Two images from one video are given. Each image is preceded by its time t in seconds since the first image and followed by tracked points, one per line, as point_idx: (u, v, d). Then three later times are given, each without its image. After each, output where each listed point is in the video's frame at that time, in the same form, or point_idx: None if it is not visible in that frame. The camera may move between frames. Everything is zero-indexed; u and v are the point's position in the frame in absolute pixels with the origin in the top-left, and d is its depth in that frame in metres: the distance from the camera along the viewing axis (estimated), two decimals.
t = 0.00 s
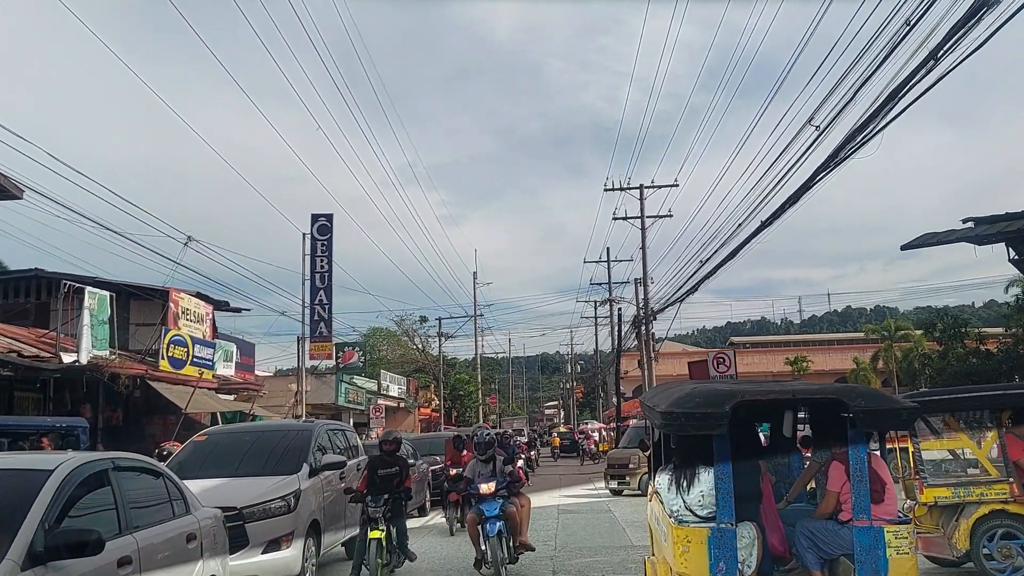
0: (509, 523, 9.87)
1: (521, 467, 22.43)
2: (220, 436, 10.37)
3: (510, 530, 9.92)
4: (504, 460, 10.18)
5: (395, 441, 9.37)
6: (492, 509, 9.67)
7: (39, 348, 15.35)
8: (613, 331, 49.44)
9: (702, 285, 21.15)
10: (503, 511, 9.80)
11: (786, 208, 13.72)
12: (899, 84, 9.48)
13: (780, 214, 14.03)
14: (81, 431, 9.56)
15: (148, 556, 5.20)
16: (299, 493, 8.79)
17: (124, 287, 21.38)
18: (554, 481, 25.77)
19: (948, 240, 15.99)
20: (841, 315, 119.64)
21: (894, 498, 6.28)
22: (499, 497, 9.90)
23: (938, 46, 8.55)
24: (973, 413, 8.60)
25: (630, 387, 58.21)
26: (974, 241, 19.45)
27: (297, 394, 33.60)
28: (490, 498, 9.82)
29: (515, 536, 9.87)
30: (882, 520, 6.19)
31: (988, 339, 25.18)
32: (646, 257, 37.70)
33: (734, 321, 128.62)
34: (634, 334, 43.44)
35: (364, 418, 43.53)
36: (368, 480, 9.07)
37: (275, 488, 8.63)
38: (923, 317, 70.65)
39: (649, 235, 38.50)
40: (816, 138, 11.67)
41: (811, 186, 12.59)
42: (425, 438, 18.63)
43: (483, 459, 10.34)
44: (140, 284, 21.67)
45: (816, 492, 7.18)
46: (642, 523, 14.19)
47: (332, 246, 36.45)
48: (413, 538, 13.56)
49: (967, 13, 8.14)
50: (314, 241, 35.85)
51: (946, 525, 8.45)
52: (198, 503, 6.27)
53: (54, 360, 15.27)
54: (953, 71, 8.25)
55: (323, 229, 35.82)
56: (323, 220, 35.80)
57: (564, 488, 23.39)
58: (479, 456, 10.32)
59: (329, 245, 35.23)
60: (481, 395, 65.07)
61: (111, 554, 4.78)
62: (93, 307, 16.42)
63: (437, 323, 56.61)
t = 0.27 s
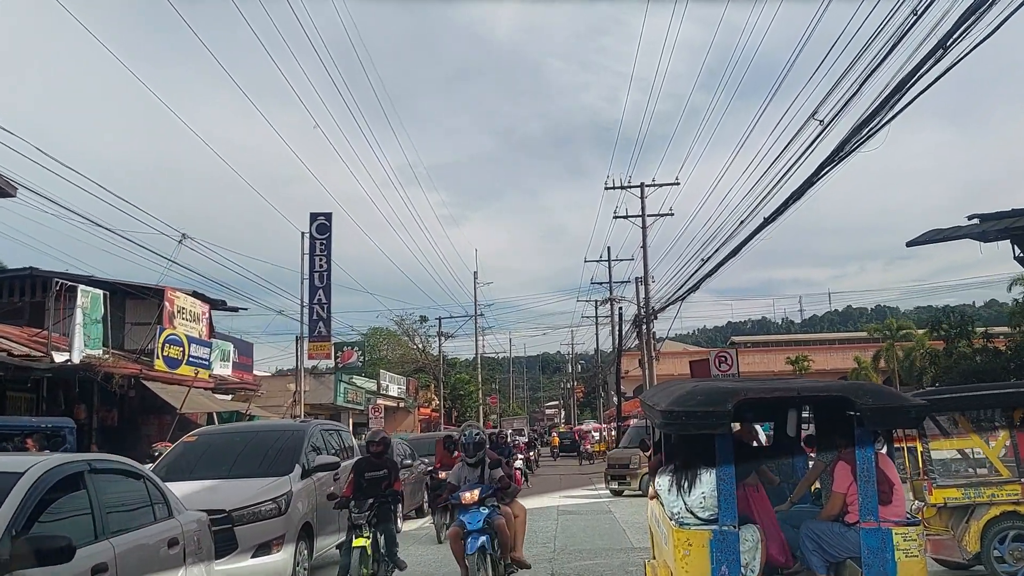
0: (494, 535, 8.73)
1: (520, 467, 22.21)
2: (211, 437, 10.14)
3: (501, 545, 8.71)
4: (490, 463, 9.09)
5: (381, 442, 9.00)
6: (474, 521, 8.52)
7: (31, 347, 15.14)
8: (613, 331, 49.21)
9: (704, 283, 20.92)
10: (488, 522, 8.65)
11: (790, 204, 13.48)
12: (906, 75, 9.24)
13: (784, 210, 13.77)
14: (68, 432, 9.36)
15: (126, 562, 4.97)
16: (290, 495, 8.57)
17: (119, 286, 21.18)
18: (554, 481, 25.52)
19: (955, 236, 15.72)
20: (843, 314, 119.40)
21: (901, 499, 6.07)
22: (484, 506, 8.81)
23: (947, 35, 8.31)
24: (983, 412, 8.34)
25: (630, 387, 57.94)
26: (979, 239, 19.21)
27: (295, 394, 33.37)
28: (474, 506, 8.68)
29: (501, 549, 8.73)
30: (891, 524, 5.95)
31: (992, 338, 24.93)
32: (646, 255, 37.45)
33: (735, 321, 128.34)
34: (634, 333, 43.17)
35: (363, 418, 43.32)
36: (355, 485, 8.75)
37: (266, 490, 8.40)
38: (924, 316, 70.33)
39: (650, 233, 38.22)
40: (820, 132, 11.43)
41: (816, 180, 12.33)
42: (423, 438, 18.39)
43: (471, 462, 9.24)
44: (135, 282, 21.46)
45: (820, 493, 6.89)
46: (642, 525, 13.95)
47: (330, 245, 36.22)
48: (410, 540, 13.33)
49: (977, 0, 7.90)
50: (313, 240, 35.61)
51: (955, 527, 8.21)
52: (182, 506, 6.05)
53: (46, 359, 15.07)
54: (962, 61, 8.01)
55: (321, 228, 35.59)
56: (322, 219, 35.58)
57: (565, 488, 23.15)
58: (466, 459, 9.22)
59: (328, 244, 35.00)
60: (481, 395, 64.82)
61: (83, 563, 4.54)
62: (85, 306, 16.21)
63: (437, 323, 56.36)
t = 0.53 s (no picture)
0: (461, 556, 7.10)
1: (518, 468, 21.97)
2: (201, 437, 9.89)
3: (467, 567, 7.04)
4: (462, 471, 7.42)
5: (361, 441, 8.30)
6: (434, 539, 6.90)
7: (20, 347, 14.91)
8: (611, 331, 48.98)
9: (704, 282, 20.69)
10: (453, 539, 7.06)
11: (791, 201, 13.24)
12: (911, 67, 9.00)
13: (785, 206, 13.54)
14: (52, 433, 9.13)
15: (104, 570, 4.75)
16: (279, 497, 8.33)
17: (111, 286, 20.94)
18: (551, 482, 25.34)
19: (957, 234, 15.52)
20: (839, 315, 119.70)
21: (904, 499, 5.78)
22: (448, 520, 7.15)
23: (955, 27, 8.07)
24: (993, 414, 8.09)
25: (629, 387, 57.85)
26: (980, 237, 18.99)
27: (292, 394, 33.13)
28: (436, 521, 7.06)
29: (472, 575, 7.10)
30: (893, 526, 5.70)
31: (994, 337, 24.73)
32: (644, 255, 37.21)
33: (733, 322, 128.45)
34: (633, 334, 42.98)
35: (360, 418, 43.11)
36: (335, 490, 8.17)
37: (253, 493, 8.15)
38: (923, 316, 70.12)
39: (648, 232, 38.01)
40: (822, 126, 11.20)
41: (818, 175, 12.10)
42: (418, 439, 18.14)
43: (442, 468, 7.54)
44: (127, 282, 21.22)
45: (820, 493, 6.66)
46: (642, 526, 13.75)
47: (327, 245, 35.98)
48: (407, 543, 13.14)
49: None
50: (309, 240, 35.36)
51: (963, 530, 8.00)
52: (163, 509, 5.83)
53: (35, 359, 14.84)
54: (969, 52, 7.78)
55: (317, 227, 35.35)
56: (318, 218, 35.33)
57: (561, 489, 22.92)
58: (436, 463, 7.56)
59: (324, 244, 34.76)
60: (479, 396, 64.59)
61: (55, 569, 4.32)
62: (76, 305, 15.98)
63: (435, 324, 56.18)
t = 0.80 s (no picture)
0: None
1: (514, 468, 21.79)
2: (188, 437, 9.68)
3: None
4: (413, 481, 5.90)
5: (338, 440, 7.99)
6: (365, 567, 5.50)
7: (8, 346, 14.69)
8: (608, 331, 48.80)
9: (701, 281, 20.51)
10: (395, 566, 5.58)
11: (791, 197, 13.04)
12: (914, 59, 8.80)
13: (785, 203, 13.35)
14: (34, 432, 8.93)
15: None
16: (267, 499, 8.12)
17: (103, 284, 20.72)
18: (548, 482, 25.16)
19: (957, 232, 15.35)
20: (836, 315, 119.56)
21: (900, 499, 5.66)
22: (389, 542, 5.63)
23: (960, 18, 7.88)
24: (998, 415, 7.95)
25: (626, 387, 57.67)
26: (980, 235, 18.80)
27: (287, 394, 32.91)
28: (371, 543, 5.61)
29: None
30: (892, 526, 5.53)
31: (993, 336, 24.56)
32: (641, 254, 37.01)
33: (730, 322, 128.38)
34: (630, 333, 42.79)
35: (356, 418, 42.89)
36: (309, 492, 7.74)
37: (241, 495, 7.93)
38: (921, 316, 69.97)
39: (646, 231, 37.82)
40: (822, 122, 11.01)
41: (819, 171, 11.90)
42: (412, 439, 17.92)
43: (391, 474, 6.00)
44: (119, 280, 21.00)
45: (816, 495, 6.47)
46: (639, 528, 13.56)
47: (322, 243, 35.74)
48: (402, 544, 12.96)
49: None
50: (304, 238, 35.13)
51: (968, 533, 7.79)
52: (143, 512, 5.61)
53: (23, 358, 14.62)
54: (975, 42, 7.57)
55: (313, 226, 35.12)
56: (313, 217, 35.10)
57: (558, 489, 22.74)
58: (384, 467, 6.04)
59: (319, 243, 34.53)
60: (476, 396, 64.34)
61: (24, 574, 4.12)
62: (65, 303, 15.76)
63: (432, 323, 55.96)
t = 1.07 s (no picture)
0: None
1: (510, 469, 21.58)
2: (177, 436, 9.46)
3: None
4: (337, 500, 4.60)
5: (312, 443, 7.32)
6: None
7: None
8: (606, 331, 48.57)
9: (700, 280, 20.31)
10: None
11: (790, 196, 12.83)
12: (918, 52, 8.59)
13: (784, 200, 13.13)
14: (17, 432, 8.72)
15: None
16: (254, 500, 7.92)
17: (94, 282, 20.47)
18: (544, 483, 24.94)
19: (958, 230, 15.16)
20: (833, 315, 119.60)
21: (891, 498, 5.54)
22: None
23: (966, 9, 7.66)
24: (1004, 414, 7.80)
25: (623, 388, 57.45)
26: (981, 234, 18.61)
27: (282, 394, 32.67)
28: None
29: None
30: (887, 527, 5.38)
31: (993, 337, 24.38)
32: (638, 254, 36.77)
33: (727, 323, 128.25)
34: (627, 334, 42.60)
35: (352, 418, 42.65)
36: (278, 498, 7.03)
37: (228, 497, 7.72)
38: (919, 317, 69.71)
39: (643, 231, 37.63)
40: (823, 117, 10.80)
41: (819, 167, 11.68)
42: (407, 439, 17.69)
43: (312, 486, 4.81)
44: (110, 278, 20.76)
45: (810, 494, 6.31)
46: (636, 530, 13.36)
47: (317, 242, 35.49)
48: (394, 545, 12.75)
49: None
50: (299, 237, 34.86)
51: (974, 536, 7.61)
52: (125, 514, 5.45)
53: (10, 357, 14.39)
54: (982, 32, 7.36)
55: (308, 225, 34.87)
56: (309, 215, 34.85)
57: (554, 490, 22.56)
58: (302, 478, 4.85)
59: (315, 242, 34.28)
60: (473, 396, 64.07)
61: None
62: (54, 301, 15.53)
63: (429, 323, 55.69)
